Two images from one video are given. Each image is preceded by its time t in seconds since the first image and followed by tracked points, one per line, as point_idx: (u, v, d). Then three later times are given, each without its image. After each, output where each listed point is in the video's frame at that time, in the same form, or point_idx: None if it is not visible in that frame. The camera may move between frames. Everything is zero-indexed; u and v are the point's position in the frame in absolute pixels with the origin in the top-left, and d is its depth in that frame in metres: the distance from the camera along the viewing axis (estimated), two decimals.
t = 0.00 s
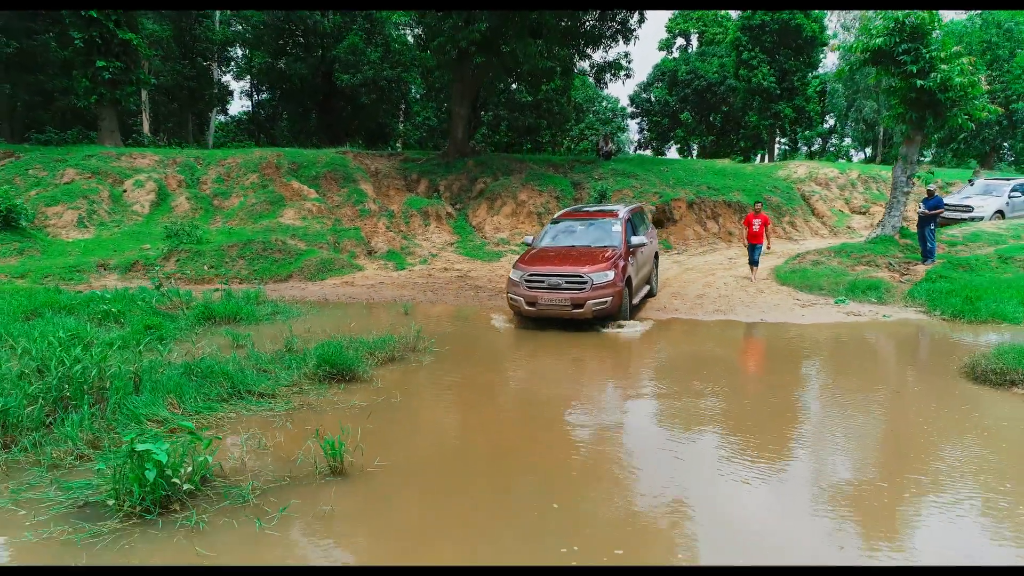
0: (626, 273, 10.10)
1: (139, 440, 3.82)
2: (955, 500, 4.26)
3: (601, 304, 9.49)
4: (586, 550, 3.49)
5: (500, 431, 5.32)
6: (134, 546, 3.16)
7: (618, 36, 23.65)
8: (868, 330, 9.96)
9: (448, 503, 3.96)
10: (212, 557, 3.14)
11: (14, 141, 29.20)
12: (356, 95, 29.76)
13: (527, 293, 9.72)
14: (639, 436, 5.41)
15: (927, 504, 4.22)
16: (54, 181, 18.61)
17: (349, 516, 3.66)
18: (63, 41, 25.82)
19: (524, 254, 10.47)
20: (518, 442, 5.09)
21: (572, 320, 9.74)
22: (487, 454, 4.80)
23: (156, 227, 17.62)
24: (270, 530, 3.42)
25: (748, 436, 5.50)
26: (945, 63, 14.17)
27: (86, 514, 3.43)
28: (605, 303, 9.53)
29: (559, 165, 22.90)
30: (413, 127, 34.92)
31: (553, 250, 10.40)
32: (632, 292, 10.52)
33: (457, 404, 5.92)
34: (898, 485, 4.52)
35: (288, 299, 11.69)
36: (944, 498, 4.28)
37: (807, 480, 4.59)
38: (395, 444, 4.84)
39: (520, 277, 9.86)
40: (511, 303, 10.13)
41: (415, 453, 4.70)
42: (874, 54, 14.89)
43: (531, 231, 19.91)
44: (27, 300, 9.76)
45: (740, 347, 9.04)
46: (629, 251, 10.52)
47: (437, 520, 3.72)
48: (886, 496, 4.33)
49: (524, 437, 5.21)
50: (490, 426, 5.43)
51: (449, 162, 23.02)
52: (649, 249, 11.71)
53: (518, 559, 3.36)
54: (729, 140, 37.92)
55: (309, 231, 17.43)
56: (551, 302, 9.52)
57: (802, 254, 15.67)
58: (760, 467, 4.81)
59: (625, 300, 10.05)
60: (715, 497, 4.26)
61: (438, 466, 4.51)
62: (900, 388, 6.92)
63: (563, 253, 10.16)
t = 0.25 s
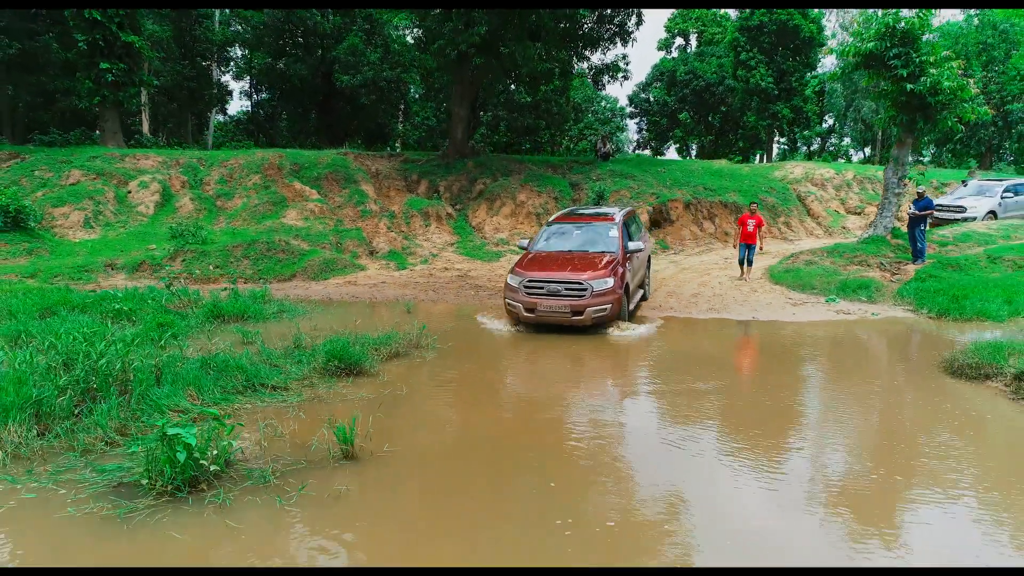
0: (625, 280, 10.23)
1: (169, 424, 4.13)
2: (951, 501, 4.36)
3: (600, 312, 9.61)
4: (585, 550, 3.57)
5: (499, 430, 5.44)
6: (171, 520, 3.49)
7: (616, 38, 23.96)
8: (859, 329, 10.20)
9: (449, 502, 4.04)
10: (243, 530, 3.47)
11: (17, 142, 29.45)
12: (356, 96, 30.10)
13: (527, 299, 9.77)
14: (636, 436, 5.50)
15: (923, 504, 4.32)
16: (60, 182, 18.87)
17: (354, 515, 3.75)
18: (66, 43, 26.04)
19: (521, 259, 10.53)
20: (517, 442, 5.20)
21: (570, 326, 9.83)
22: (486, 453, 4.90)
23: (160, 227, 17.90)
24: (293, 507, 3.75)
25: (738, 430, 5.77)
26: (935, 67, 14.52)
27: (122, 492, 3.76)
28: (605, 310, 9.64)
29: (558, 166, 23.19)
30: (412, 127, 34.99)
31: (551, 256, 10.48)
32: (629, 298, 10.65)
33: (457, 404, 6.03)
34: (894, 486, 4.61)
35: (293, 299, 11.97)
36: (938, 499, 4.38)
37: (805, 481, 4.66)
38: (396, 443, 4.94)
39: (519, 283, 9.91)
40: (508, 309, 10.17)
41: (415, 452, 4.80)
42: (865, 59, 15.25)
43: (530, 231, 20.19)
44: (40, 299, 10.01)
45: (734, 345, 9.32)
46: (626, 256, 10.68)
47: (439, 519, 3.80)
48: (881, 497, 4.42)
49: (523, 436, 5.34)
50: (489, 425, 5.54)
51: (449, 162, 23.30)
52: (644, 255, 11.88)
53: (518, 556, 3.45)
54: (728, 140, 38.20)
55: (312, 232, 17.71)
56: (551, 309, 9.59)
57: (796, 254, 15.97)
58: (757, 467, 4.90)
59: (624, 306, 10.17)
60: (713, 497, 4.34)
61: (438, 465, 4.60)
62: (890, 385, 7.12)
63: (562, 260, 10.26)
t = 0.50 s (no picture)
0: (624, 286, 10.30)
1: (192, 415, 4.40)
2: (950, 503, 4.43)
3: (601, 320, 9.64)
4: (583, 549, 3.64)
5: (499, 430, 5.53)
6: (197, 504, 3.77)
7: (615, 40, 24.20)
8: (854, 328, 10.40)
9: (450, 502, 4.12)
10: (264, 513, 3.75)
11: (19, 144, 29.64)
12: (356, 96, 30.24)
13: (527, 305, 9.72)
14: (635, 438, 5.58)
15: (921, 506, 4.39)
16: (64, 183, 19.08)
17: (357, 515, 3.83)
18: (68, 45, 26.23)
19: (519, 264, 10.47)
20: (516, 441, 5.30)
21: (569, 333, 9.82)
22: (487, 452, 4.99)
23: (164, 228, 18.12)
24: (308, 492, 4.02)
25: (729, 426, 6.00)
26: (928, 70, 14.78)
27: (147, 477, 4.04)
28: (605, 318, 9.66)
29: (557, 166, 23.41)
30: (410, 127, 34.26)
31: (550, 261, 10.45)
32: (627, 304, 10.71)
33: (458, 404, 6.12)
34: (890, 489, 4.68)
35: (297, 298, 12.20)
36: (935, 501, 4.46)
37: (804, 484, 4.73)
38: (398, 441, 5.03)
39: (518, 289, 9.86)
40: (506, 314, 10.12)
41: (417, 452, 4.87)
42: (860, 61, 15.47)
43: (529, 231, 20.41)
44: (50, 298, 10.23)
45: (729, 344, 9.55)
46: (625, 262, 10.75)
47: (439, 519, 3.87)
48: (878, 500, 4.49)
49: (524, 436, 5.44)
50: (489, 425, 5.63)
51: (449, 163, 23.51)
52: (640, 260, 11.94)
53: (518, 556, 3.53)
54: (727, 140, 38.41)
55: (314, 232, 17.92)
56: (552, 316, 9.56)
57: (792, 254, 16.21)
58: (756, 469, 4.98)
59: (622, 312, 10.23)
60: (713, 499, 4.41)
61: (439, 464, 4.68)
62: (883, 383, 7.29)
63: (561, 265, 10.25)
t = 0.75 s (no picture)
0: (624, 288, 10.40)
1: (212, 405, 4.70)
2: (951, 506, 4.47)
3: (604, 323, 9.69)
4: (583, 549, 3.68)
5: (499, 430, 5.62)
6: (218, 488, 4.06)
7: (614, 41, 24.44)
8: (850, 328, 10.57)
9: (450, 504, 4.16)
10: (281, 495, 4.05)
11: (21, 145, 29.83)
12: (356, 97, 30.35)
13: (528, 309, 9.73)
14: (634, 439, 5.62)
15: (920, 507, 4.45)
16: (69, 184, 19.30)
17: (358, 518, 3.87)
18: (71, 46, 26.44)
19: (518, 268, 10.52)
20: (515, 441, 5.37)
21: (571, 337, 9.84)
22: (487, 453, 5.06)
23: (168, 229, 18.34)
24: (321, 477, 4.31)
25: (720, 422, 6.22)
26: (921, 74, 15.05)
27: (170, 465, 4.33)
28: (608, 321, 9.70)
29: (556, 167, 23.63)
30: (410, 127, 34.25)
31: (550, 266, 10.49)
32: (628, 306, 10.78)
33: (458, 406, 6.17)
34: (889, 490, 4.72)
35: (301, 297, 12.43)
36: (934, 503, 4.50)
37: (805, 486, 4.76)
38: (400, 441, 5.09)
39: (519, 294, 9.87)
40: (505, 319, 10.12)
41: (418, 453, 4.91)
42: (854, 64, 15.72)
43: (529, 232, 20.64)
44: (60, 297, 10.46)
45: (724, 342, 9.78)
46: (625, 264, 10.91)
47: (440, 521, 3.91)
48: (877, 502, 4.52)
49: (523, 435, 5.54)
50: (488, 427, 5.68)
51: (449, 164, 23.73)
52: (636, 263, 12.05)
53: (522, 553, 3.61)
54: (726, 140, 38.63)
55: (316, 232, 18.13)
56: (555, 320, 9.58)
57: (787, 254, 16.47)
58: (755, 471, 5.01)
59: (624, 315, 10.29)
60: (713, 500, 4.44)
61: (440, 465, 4.72)
62: (871, 379, 7.54)
63: (561, 269, 10.29)
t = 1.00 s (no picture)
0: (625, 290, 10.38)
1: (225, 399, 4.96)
2: (952, 506, 4.51)
3: (607, 324, 9.67)
4: (584, 551, 3.73)
5: (500, 428, 5.74)
6: (230, 480, 4.28)
7: (613, 43, 24.64)
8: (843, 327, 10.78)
9: (452, 506, 4.22)
10: (290, 486, 4.28)
11: (22, 145, 29.97)
12: (356, 96, 30.43)
13: (530, 311, 9.69)
14: (634, 438, 5.68)
15: (917, 506, 4.51)
16: (72, 185, 19.47)
17: (362, 520, 3.93)
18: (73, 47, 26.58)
19: (517, 271, 10.48)
20: (516, 438, 5.50)
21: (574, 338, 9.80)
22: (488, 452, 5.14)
23: (171, 229, 18.51)
24: (329, 467, 4.56)
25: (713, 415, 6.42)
26: (915, 76, 15.27)
27: (187, 455, 4.58)
28: (611, 322, 9.65)
29: (556, 168, 23.81)
30: (409, 127, 34.70)
31: (550, 268, 10.48)
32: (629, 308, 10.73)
33: (460, 405, 6.26)
34: (886, 489, 4.79)
35: (304, 297, 12.62)
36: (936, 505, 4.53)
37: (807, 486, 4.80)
38: (402, 440, 5.18)
39: (521, 295, 9.84)
40: (507, 321, 10.06)
41: (422, 454, 4.98)
42: (850, 67, 15.97)
43: (528, 232, 20.85)
44: (67, 297, 10.63)
45: (720, 341, 9.97)
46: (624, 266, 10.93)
47: (442, 522, 3.98)
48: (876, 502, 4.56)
49: (524, 432, 5.64)
50: (488, 425, 5.77)
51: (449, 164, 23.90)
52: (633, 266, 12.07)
53: (524, 553, 3.67)
54: (725, 140, 38.82)
55: (318, 233, 18.31)
56: (558, 321, 9.54)
57: (783, 254, 16.68)
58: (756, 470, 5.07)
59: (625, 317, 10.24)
60: (714, 501, 4.48)
61: (443, 467, 4.79)
62: (862, 376, 7.73)
63: (562, 271, 10.29)
